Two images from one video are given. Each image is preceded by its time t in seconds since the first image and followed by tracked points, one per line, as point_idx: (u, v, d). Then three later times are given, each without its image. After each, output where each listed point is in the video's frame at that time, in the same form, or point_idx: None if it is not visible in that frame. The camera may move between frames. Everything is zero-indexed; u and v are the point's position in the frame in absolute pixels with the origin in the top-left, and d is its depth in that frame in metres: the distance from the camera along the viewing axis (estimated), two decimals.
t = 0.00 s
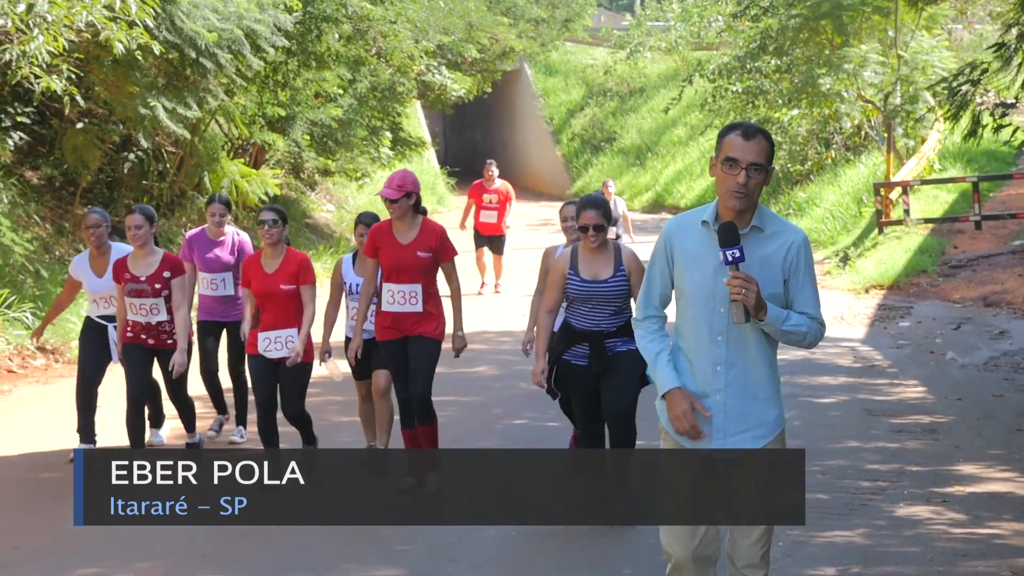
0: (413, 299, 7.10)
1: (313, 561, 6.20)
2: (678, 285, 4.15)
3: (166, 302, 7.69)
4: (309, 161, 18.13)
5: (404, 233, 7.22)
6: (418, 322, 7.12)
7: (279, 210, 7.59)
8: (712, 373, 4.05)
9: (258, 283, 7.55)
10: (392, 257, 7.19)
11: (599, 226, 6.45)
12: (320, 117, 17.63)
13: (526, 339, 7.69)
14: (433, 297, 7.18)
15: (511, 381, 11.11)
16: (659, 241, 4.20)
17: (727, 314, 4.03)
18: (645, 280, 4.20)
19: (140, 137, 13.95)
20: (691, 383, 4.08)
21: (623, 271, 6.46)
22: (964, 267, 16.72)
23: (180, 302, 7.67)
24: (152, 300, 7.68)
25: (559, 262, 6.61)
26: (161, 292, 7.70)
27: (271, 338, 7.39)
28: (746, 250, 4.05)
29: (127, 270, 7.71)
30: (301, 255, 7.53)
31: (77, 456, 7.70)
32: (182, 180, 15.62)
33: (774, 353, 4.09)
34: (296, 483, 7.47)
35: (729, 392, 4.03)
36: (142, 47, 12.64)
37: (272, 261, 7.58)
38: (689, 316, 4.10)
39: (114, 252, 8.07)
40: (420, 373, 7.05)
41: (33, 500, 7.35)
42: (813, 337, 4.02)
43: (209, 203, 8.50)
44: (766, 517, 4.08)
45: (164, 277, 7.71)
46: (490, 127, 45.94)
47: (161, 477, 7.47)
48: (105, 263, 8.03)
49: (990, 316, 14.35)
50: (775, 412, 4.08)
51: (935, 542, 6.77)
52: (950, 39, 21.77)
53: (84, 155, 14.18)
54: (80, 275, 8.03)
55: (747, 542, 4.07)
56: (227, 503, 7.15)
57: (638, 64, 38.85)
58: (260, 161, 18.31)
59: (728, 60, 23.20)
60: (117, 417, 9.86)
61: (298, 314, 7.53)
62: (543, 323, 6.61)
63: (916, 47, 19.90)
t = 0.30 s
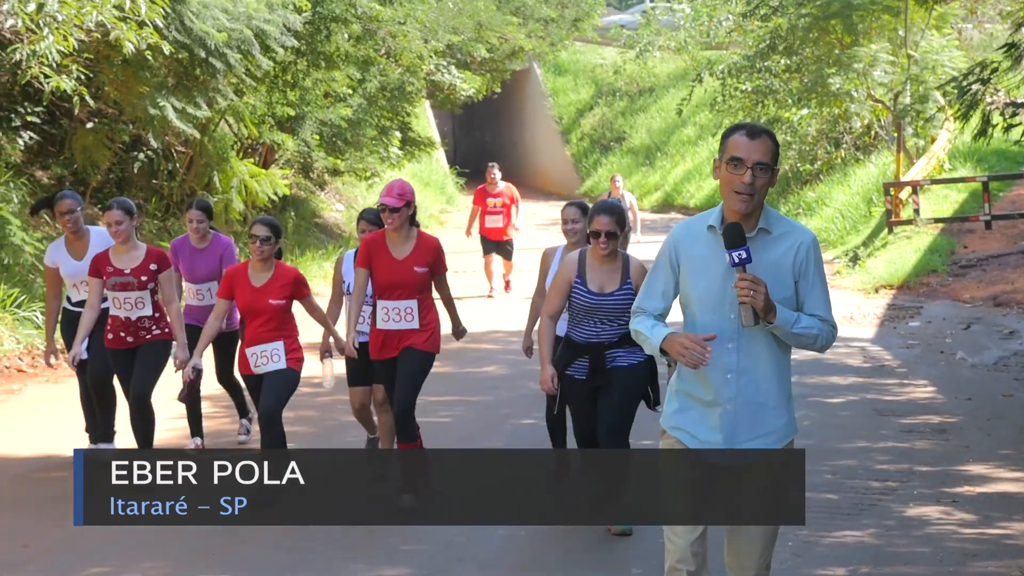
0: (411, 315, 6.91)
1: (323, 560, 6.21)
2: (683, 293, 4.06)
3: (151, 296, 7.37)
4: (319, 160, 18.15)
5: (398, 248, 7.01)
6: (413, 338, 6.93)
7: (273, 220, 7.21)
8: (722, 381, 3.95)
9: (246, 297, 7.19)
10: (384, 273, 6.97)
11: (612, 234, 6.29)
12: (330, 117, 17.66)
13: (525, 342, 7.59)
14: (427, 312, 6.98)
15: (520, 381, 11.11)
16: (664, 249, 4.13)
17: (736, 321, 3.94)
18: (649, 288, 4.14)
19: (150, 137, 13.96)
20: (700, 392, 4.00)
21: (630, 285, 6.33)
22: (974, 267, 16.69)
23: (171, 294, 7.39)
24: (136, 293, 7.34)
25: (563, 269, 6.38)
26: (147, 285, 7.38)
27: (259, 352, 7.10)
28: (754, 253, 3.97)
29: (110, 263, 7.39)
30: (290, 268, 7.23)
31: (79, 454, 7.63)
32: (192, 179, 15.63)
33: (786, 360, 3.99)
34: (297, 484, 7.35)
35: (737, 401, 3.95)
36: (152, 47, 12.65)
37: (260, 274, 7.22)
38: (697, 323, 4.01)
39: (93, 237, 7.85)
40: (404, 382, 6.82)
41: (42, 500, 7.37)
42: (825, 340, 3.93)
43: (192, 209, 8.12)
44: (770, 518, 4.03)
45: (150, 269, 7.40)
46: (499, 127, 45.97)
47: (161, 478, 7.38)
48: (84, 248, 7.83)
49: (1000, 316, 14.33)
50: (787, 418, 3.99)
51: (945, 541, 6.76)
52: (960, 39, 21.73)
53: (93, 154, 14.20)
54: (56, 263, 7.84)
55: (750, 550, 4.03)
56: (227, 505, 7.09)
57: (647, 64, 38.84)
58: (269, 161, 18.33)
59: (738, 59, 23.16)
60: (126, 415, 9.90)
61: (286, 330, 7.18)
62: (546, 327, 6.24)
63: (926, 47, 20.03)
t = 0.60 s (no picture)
0: (396, 312, 6.68)
1: (332, 561, 6.22)
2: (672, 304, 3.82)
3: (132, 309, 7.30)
4: (327, 161, 18.17)
5: (384, 245, 6.80)
6: (397, 337, 6.71)
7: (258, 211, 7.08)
8: (717, 395, 3.71)
9: (224, 283, 7.10)
10: (369, 265, 6.78)
11: (596, 237, 6.17)
12: (339, 118, 17.69)
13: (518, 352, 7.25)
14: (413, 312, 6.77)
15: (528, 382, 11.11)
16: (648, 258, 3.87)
17: (731, 331, 3.70)
18: (632, 300, 3.85)
19: (158, 138, 13.97)
20: (694, 406, 3.76)
21: (620, 289, 6.14)
22: (983, 267, 16.66)
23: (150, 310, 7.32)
24: (116, 306, 7.28)
25: (555, 275, 6.35)
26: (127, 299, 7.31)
27: (238, 346, 6.99)
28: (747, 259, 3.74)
29: (91, 273, 7.33)
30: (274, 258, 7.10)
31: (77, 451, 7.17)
32: (200, 180, 15.61)
33: (780, 368, 3.77)
34: (296, 483, 7.33)
35: (735, 414, 3.71)
36: (161, 48, 12.67)
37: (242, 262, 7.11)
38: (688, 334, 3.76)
39: (84, 250, 7.90)
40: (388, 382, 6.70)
41: (53, 499, 7.40)
42: (820, 347, 3.71)
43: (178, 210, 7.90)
44: (774, 518, 3.77)
45: (132, 283, 7.34)
46: (507, 128, 46.01)
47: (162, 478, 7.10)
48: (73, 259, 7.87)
49: (1009, 316, 14.32)
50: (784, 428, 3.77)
51: (954, 542, 6.76)
52: (969, 39, 21.70)
53: (103, 155, 14.22)
54: (44, 274, 7.85)
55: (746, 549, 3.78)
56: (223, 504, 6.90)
57: (656, 64, 38.86)
58: (278, 162, 18.36)
59: (746, 60, 23.12)
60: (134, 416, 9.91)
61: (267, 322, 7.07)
62: (541, 330, 6.56)
63: (935, 47, 19.92)
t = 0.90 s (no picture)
0: (368, 320, 6.52)
1: (345, 561, 6.24)
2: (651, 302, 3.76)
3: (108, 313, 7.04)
4: (337, 162, 18.18)
5: (350, 248, 6.59)
6: (373, 345, 6.56)
7: (224, 223, 6.80)
8: (697, 392, 3.64)
9: (193, 302, 6.81)
10: (336, 272, 6.60)
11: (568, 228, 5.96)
12: (348, 118, 17.72)
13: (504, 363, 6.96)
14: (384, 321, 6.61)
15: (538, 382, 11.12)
16: (624, 258, 3.82)
17: (708, 323, 3.64)
18: (618, 307, 3.81)
19: (169, 139, 13.99)
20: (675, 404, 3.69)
21: (601, 280, 5.90)
22: (994, 268, 16.61)
23: (124, 312, 6.98)
24: (92, 309, 7.03)
25: (530, 271, 6.11)
26: (104, 302, 7.05)
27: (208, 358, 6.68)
28: (721, 247, 3.67)
29: (69, 273, 7.07)
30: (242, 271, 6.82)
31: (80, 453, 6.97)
32: (211, 180, 15.61)
33: (763, 361, 3.68)
34: (296, 483, 7.42)
35: (715, 411, 3.63)
36: (170, 50, 12.68)
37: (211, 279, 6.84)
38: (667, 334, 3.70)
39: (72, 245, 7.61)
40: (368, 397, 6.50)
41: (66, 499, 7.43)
42: (804, 336, 3.62)
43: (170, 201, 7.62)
44: (769, 517, 3.72)
45: (109, 285, 7.04)
46: (516, 129, 46.03)
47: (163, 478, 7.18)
48: (61, 255, 7.58)
49: (1021, 317, 14.30)
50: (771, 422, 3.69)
51: (964, 543, 6.76)
52: (980, 40, 21.65)
53: (114, 156, 14.24)
54: (28, 266, 7.58)
55: (739, 551, 3.72)
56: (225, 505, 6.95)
57: (666, 65, 38.88)
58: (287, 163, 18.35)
59: (756, 60, 23.05)
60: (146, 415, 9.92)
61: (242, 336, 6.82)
62: (514, 340, 6.26)
63: (946, 48, 20.12)
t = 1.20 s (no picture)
0: (349, 332, 6.24)
1: (356, 561, 6.24)
2: (633, 305, 3.58)
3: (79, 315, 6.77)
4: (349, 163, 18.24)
5: (328, 258, 6.36)
6: (351, 357, 6.29)
7: (198, 223, 6.44)
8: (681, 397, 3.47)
9: (167, 303, 6.45)
10: (316, 283, 6.35)
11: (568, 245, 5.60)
12: (360, 120, 17.78)
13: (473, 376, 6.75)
14: (366, 331, 6.34)
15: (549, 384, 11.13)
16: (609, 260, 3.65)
17: (693, 325, 3.47)
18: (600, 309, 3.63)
19: (181, 140, 14.01)
20: (659, 410, 3.51)
21: (596, 306, 5.60)
22: (1006, 269, 16.58)
23: (95, 314, 6.74)
24: (61, 312, 6.76)
25: (520, 289, 5.74)
26: (73, 304, 6.78)
27: (188, 366, 6.44)
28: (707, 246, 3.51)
29: (34, 277, 6.80)
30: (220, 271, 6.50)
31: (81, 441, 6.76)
32: (223, 181, 15.62)
33: (750, 365, 3.51)
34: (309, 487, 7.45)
35: (701, 418, 3.46)
36: (182, 52, 12.70)
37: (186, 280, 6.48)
38: (651, 337, 3.53)
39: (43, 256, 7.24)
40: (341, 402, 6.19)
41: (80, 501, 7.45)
42: (792, 339, 3.46)
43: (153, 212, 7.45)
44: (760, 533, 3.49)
45: (77, 286, 6.77)
46: (528, 130, 46.08)
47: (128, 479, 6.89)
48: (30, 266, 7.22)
49: None
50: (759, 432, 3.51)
51: (977, 545, 6.74)
52: (992, 40, 21.61)
53: (126, 157, 14.27)
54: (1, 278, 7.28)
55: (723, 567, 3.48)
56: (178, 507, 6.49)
57: (677, 67, 38.94)
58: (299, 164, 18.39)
59: (767, 61, 23.03)
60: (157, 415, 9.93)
61: (218, 339, 6.50)
62: (501, 355, 5.66)
63: (957, 49, 20.04)
